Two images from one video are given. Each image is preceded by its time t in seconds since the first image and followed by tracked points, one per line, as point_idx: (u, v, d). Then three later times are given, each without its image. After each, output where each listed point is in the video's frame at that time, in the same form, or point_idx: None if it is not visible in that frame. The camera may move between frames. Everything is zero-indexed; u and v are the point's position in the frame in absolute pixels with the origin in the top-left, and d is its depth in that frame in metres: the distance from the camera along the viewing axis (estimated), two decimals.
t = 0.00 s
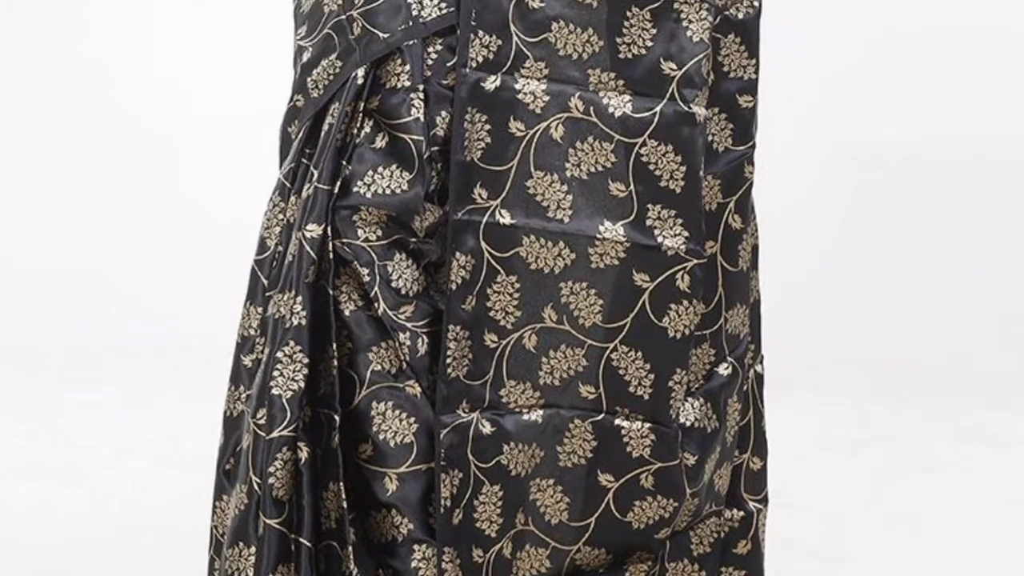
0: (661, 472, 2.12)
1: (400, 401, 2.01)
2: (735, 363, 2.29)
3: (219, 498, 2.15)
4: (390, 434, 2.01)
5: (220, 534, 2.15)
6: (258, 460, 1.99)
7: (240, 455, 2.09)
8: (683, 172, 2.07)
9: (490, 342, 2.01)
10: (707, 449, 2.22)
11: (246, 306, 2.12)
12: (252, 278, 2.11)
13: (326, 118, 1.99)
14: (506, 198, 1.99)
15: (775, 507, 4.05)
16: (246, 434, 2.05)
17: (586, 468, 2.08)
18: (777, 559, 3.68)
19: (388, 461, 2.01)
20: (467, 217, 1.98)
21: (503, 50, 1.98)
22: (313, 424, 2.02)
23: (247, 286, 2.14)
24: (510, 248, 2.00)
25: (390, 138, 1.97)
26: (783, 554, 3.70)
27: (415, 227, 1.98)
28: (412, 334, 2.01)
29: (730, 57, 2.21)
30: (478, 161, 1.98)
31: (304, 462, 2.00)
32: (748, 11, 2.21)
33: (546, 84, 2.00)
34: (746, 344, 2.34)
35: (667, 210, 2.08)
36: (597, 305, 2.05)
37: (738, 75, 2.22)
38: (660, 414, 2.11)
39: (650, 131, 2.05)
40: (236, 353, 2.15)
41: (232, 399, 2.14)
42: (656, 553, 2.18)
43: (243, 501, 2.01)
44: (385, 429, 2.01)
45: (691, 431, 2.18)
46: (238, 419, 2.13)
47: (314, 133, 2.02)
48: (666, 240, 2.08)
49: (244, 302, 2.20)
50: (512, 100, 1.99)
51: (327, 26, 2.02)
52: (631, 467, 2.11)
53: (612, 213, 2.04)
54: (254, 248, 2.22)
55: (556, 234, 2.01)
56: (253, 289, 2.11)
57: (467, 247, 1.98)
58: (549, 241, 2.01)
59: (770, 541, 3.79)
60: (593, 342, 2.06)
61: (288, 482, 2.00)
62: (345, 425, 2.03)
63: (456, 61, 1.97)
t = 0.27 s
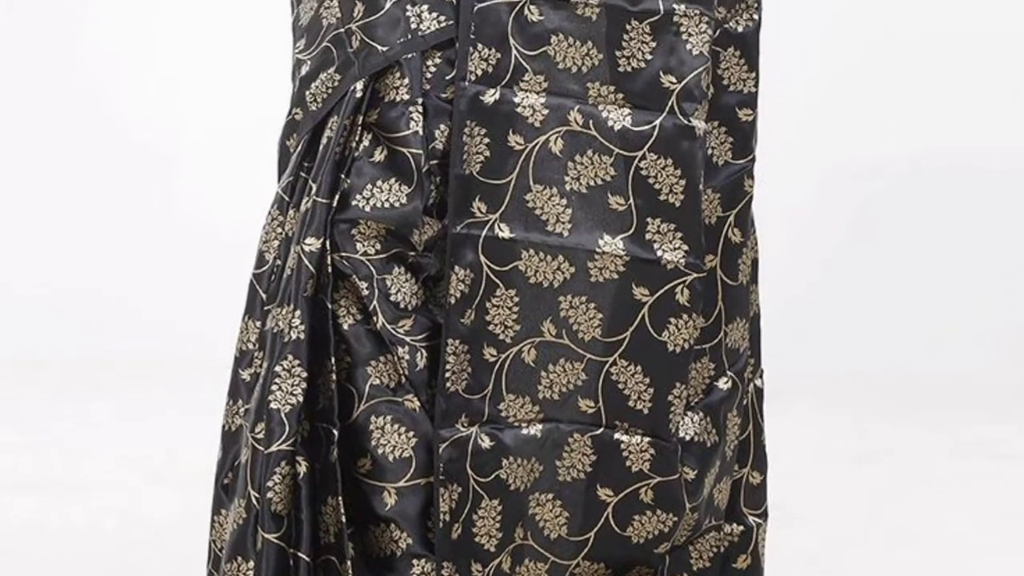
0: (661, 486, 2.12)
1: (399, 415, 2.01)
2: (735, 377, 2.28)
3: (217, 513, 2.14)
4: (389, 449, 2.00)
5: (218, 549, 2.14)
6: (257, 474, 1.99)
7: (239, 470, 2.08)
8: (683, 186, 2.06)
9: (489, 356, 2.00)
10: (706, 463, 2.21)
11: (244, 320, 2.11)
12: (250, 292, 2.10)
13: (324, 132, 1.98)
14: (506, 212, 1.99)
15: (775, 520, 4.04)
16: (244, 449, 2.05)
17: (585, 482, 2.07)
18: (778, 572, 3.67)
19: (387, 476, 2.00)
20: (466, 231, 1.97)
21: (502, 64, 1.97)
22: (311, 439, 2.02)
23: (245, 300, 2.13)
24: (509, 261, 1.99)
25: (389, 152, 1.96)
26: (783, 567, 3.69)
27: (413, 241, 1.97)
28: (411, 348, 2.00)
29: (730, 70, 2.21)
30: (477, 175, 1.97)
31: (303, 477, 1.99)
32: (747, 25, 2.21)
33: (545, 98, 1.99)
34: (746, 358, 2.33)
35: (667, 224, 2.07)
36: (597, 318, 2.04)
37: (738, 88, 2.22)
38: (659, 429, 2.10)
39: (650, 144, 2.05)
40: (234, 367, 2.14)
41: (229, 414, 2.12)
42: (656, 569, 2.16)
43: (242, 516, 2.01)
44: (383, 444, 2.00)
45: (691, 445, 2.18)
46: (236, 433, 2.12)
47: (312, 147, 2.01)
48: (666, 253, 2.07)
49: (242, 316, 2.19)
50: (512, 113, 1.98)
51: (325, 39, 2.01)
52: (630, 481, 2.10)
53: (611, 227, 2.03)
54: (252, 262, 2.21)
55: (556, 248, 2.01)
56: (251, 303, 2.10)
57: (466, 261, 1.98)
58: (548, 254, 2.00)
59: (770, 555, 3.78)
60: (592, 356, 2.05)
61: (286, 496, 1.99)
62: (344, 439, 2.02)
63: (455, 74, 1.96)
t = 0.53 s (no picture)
0: (660, 501, 2.11)
1: (398, 429, 1.99)
2: (735, 391, 2.28)
3: (215, 527, 2.13)
4: (388, 463, 1.99)
5: (216, 564, 2.13)
6: (255, 489, 1.98)
7: (237, 485, 2.07)
8: (683, 200, 2.06)
9: (488, 370, 1.99)
10: (706, 478, 2.20)
11: (242, 334, 2.11)
12: (248, 306, 2.09)
13: (322, 146, 1.98)
14: (505, 226, 1.98)
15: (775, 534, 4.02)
16: (242, 463, 2.04)
17: (583, 497, 2.06)
18: None
19: (385, 490, 1.99)
20: (465, 245, 1.96)
21: (501, 77, 1.97)
22: (310, 453, 2.00)
23: (244, 314, 2.12)
24: (508, 275, 1.98)
25: (388, 165, 1.95)
26: None
27: (412, 254, 1.96)
28: (410, 362, 1.99)
29: (730, 84, 2.20)
30: (476, 188, 1.96)
31: (301, 491, 1.98)
32: (747, 38, 2.21)
33: (544, 111, 1.99)
34: (746, 373, 2.32)
35: (666, 237, 2.06)
36: (596, 332, 2.03)
37: (738, 101, 2.21)
38: (659, 443, 2.09)
39: (649, 158, 2.04)
40: (232, 382, 2.13)
41: (228, 428, 2.12)
42: None
43: (240, 531, 2.00)
44: (382, 458, 1.99)
45: (690, 460, 2.17)
46: (235, 447, 2.11)
47: (310, 161, 2.01)
48: (665, 267, 2.06)
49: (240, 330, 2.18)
50: (511, 127, 1.97)
51: (324, 53, 2.00)
52: (630, 496, 2.09)
53: (610, 241, 2.03)
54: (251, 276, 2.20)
55: (555, 261, 2.00)
56: (249, 317, 2.09)
57: (465, 275, 1.97)
58: (547, 268, 2.00)
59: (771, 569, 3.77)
60: (591, 370, 2.04)
61: (285, 511, 1.98)
62: (342, 454, 2.02)
63: (454, 88, 1.95)
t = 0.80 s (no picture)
0: (660, 515, 2.10)
1: (396, 444, 1.98)
2: (734, 406, 2.27)
3: (214, 542, 2.12)
4: (386, 478, 1.98)
5: None
6: (253, 503, 1.97)
7: (235, 499, 2.07)
8: (682, 214, 2.05)
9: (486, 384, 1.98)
10: (706, 492, 2.19)
11: (241, 348, 2.10)
12: (247, 319, 2.09)
13: (321, 159, 1.97)
14: (503, 240, 1.97)
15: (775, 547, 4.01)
16: (240, 477, 2.03)
17: (583, 511, 2.05)
18: None
19: (384, 504, 1.98)
20: (463, 258, 1.96)
21: (499, 91, 1.96)
22: (308, 467, 1.99)
23: (242, 328, 2.12)
24: (507, 289, 1.98)
25: (386, 179, 1.95)
26: None
27: (410, 268, 1.96)
28: (409, 376, 1.98)
29: (730, 97, 2.19)
30: (474, 202, 1.96)
31: (299, 505, 1.97)
32: (747, 51, 2.20)
33: (543, 125, 1.98)
34: (745, 387, 2.32)
35: (666, 251, 2.06)
36: (595, 346, 2.02)
37: (738, 114, 2.20)
38: (658, 458, 2.09)
39: (648, 171, 2.03)
40: (231, 396, 2.12)
41: (226, 442, 2.11)
42: None
43: (239, 545, 2.00)
44: (380, 473, 1.98)
45: (690, 474, 2.16)
46: (233, 462, 2.10)
47: (309, 174, 2.00)
48: (664, 281, 2.06)
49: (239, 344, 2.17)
50: (509, 140, 1.97)
51: (322, 66, 1.99)
52: (629, 510, 2.08)
53: (610, 254, 2.02)
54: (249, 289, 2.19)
55: (554, 275, 1.99)
56: (248, 330, 2.08)
57: (463, 289, 1.96)
58: (546, 282, 1.99)
59: None
60: (590, 384, 2.03)
61: (283, 525, 1.97)
62: (341, 469, 2.01)
63: (453, 101, 1.95)
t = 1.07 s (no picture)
0: (659, 530, 2.09)
1: (395, 458, 1.97)
2: (734, 420, 2.26)
3: (211, 557, 2.11)
4: (385, 492, 1.97)
5: None
6: (251, 518, 1.96)
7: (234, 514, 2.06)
8: (682, 228, 2.04)
9: (485, 399, 1.97)
10: (705, 507, 2.18)
11: (239, 362, 2.09)
12: (246, 334, 2.08)
13: (320, 173, 1.96)
14: (502, 253, 1.96)
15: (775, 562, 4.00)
16: (238, 492, 2.03)
17: (582, 525, 2.05)
18: None
19: (383, 519, 1.97)
20: (462, 272, 1.95)
21: (498, 104, 1.95)
22: (307, 482, 1.99)
23: (241, 342, 2.11)
24: (506, 304, 1.97)
25: (385, 193, 1.94)
26: None
27: (410, 282, 1.95)
28: (407, 391, 1.97)
29: (730, 110, 2.19)
30: (473, 216, 1.94)
31: (298, 519, 1.97)
32: (747, 64, 2.20)
33: (542, 138, 1.97)
34: (745, 401, 2.31)
35: (665, 265, 2.04)
36: (595, 361, 2.01)
37: (738, 128, 2.20)
38: (658, 472, 2.07)
39: (647, 186, 2.02)
40: (229, 410, 2.11)
41: (225, 457, 2.10)
42: None
43: (237, 559, 1.99)
44: (379, 487, 1.97)
45: (690, 489, 2.15)
46: (231, 476, 2.09)
47: (308, 188, 1.99)
48: (664, 295, 2.05)
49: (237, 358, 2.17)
50: (508, 154, 1.96)
51: (321, 79, 1.98)
52: (628, 525, 2.07)
53: (609, 268, 2.01)
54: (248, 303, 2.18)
55: (553, 289, 1.98)
56: (246, 345, 2.07)
57: (462, 303, 1.95)
58: (545, 296, 1.98)
59: None
60: (590, 399, 2.02)
61: (282, 540, 1.97)
62: (340, 483, 1.99)
63: (452, 114, 1.94)
